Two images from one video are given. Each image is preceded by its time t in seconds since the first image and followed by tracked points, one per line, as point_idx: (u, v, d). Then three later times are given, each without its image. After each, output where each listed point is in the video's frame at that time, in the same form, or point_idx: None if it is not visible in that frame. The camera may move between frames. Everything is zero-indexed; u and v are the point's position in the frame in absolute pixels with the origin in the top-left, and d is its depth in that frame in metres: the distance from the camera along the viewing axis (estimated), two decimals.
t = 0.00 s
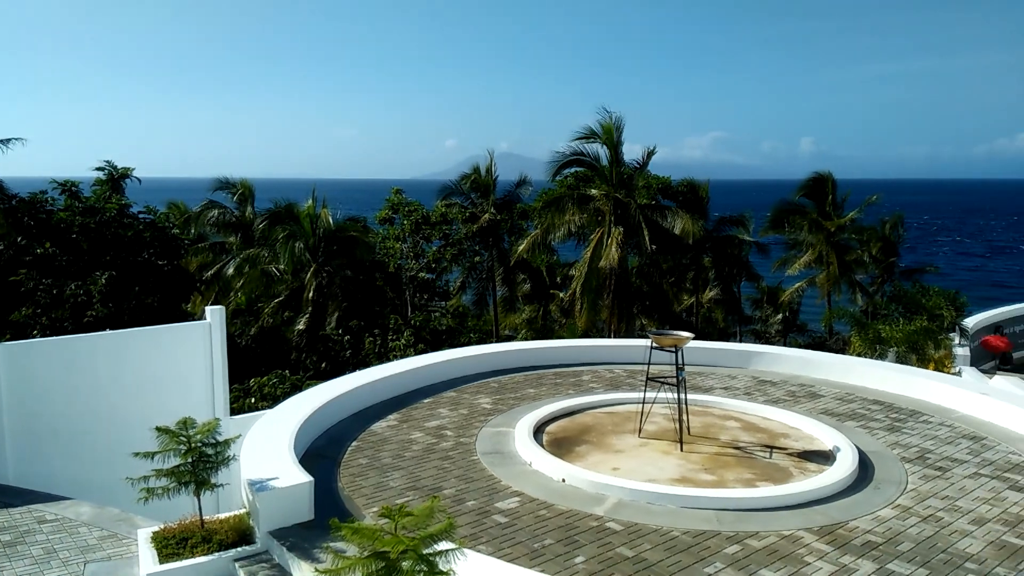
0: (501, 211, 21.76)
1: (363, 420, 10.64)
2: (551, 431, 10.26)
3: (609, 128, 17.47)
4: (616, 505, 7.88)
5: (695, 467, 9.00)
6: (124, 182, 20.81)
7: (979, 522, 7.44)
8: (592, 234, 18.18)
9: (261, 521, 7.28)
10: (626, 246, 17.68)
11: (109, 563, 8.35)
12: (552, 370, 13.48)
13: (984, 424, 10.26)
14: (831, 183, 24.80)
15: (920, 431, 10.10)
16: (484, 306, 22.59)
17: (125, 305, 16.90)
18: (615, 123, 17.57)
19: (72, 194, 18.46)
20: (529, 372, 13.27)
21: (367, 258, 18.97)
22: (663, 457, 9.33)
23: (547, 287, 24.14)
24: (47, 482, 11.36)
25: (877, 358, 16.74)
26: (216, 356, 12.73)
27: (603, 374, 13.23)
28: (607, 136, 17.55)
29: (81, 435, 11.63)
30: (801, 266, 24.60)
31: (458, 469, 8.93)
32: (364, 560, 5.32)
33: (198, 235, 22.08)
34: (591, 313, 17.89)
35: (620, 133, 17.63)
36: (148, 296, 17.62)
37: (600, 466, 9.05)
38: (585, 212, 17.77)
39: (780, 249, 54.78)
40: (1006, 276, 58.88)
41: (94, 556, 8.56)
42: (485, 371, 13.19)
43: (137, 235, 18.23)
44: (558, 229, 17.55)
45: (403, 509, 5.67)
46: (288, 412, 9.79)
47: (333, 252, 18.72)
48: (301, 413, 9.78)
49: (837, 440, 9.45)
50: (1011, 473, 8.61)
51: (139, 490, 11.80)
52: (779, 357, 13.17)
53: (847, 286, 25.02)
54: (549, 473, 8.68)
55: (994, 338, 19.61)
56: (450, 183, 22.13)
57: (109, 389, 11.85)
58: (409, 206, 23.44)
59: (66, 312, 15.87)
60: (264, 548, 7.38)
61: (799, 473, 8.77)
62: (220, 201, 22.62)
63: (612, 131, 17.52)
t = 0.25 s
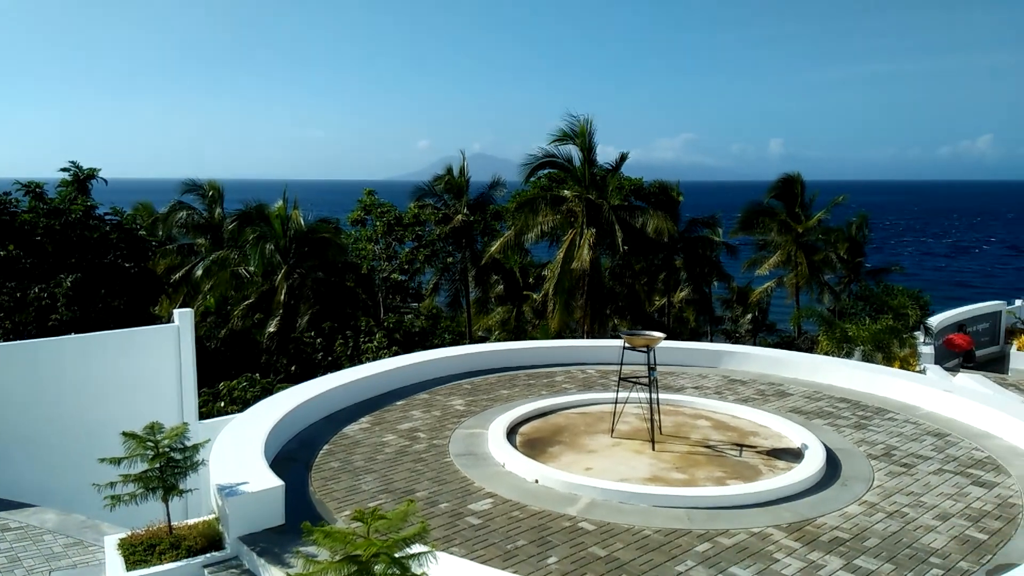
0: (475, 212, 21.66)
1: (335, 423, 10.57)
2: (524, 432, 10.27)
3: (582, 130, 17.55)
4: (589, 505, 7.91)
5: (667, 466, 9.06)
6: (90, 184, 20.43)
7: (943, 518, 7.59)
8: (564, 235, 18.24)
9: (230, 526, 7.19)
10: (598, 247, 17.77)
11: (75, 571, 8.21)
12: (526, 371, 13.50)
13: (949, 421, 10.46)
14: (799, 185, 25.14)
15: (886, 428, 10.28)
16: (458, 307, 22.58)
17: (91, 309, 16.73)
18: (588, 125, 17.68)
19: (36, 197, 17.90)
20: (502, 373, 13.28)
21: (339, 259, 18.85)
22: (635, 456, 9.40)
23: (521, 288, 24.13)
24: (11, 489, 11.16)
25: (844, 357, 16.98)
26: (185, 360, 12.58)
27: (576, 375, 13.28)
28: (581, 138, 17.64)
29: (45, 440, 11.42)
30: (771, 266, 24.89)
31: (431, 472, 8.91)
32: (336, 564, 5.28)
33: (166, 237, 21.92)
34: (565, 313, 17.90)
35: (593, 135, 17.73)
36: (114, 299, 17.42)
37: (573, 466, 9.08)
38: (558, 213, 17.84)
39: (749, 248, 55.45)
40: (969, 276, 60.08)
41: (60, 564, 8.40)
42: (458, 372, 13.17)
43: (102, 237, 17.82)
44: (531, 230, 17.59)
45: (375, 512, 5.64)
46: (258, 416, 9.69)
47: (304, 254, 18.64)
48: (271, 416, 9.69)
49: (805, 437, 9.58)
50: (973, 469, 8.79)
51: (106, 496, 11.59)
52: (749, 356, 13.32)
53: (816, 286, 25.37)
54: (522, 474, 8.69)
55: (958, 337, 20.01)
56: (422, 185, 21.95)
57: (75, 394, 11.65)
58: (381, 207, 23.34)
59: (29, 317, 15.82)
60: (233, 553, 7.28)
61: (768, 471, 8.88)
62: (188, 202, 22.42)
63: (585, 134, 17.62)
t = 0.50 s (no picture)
0: (453, 212, 21.64)
1: (313, 424, 10.51)
2: (504, 431, 10.28)
3: (560, 132, 17.66)
4: (569, 503, 7.94)
5: (646, 464, 9.12)
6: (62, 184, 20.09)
7: (917, 512, 7.72)
8: (543, 235, 18.27)
9: (208, 529, 7.11)
10: (576, 247, 17.84)
11: None
12: (505, 371, 13.51)
13: (922, 417, 10.63)
14: (774, 185, 25.36)
15: (861, 424, 10.43)
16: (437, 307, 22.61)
17: (64, 311, 16.55)
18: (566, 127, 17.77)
19: (8, 197, 17.58)
20: (482, 373, 13.29)
21: (317, 259, 18.86)
22: (615, 454, 9.45)
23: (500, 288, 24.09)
24: None
25: (819, 355, 17.19)
26: (160, 362, 12.45)
27: (555, 374, 13.31)
28: (559, 140, 17.72)
29: (18, 444, 11.23)
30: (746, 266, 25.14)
31: (411, 472, 8.89)
32: (316, 566, 5.26)
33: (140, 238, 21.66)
34: (543, 313, 17.95)
35: (570, 135, 17.81)
36: (87, 301, 17.21)
37: (553, 465, 9.10)
38: (537, 213, 17.89)
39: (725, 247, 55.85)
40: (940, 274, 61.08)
41: (34, 569, 8.27)
42: (437, 372, 13.15)
43: (75, 238, 17.52)
44: (510, 230, 17.62)
45: (355, 513, 5.62)
46: (235, 418, 9.60)
47: (281, 254, 18.48)
48: (249, 418, 9.61)
49: (782, 434, 9.68)
50: (946, 464, 8.94)
51: (80, 500, 11.42)
52: (726, 355, 13.43)
53: (790, 285, 25.66)
54: (502, 473, 8.69)
55: (929, 334, 20.35)
56: (402, 186, 21.85)
57: (48, 397, 11.47)
58: (359, 207, 23.23)
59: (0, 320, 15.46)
60: (211, 557, 7.19)
61: (746, 468, 8.97)
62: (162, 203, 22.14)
63: (563, 136, 17.71)
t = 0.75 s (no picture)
0: (431, 213, 21.57)
1: (290, 427, 10.43)
2: (483, 431, 10.28)
3: (539, 133, 17.68)
4: (548, 503, 7.95)
5: (624, 462, 9.17)
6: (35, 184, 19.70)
7: (891, 508, 7.82)
8: (522, 235, 18.28)
9: (183, 533, 7.03)
10: (555, 247, 17.89)
11: None
12: (484, 371, 13.50)
13: (895, 414, 10.78)
14: (749, 185, 25.68)
15: (835, 421, 10.56)
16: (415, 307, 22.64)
17: (36, 314, 16.30)
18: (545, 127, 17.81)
19: None
20: (461, 374, 13.27)
21: (293, 260, 18.69)
22: (593, 454, 9.48)
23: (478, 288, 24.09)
24: None
25: (794, 353, 17.38)
26: (133, 365, 12.29)
27: (534, 374, 13.33)
28: (538, 140, 17.75)
29: None
30: (723, 265, 25.36)
31: (389, 473, 8.86)
32: (293, 569, 5.23)
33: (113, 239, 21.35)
34: (521, 313, 17.95)
35: (549, 136, 17.85)
36: (59, 303, 16.94)
37: (532, 465, 9.12)
38: (516, 213, 17.91)
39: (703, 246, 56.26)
40: (913, 272, 61.97)
41: None
42: (415, 373, 13.11)
43: (47, 239, 17.23)
44: (488, 230, 17.64)
45: (332, 515, 5.59)
46: (211, 421, 9.51)
47: (257, 255, 18.31)
48: (225, 421, 9.52)
49: (758, 432, 9.78)
50: (919, 460, 9.08)
51: (52, 505, 11.25)
52: (703, 353, 13.54)
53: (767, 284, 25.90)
54: (480, 474, 8.69)
55: (902, 333, 20.65)
56: (380, 186, 21.81)
57: (19, 401, 11.28)
58: (337, 207, 23.11)
59: None
60: (186, 561, 7.12)
61: (722, 465, 9.04)
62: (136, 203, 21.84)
63: (542, 136, 17.76)
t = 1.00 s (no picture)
0: (409, 212, 21.48)
1: (268, 428, 10.36)
2: (463, 431, 10.27)
3: (518, 131, 17.69)
4: (528, 502, 7.97)
5: (603, 461, 9.20)
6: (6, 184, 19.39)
7: (866, 503, 7.93)
8: (501, 235, 18.28)
9: (159, 537, 6.95)
10: (534, 246, 17.93)
11: None
12: (464, 371, 13.49)
13: (869, 410, 10.93)
14: (725, 185, 25.98)
15: (811, 418, 10.68)
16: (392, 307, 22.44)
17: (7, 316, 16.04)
18: (524, 126, 17.83)
19: None
20: (440, 373, 13.26)
21: (270, 260, 18.41)
22: (573, 452, 9.51)
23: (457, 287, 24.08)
24: None
25: (770, 351, 17.56)
26: (108, 367, 12.13)
27: (514, 373, 13.35)
28: (516, 139, 17.75)
29: None
30: (700, 264, 25.55)
31: (369, 474, 8.82)
32: (272, 572, 5.19)
33: (87, 239, 21.05)
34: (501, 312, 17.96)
35: (528, 135, 17.87)
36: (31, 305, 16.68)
37: (511, 464, 9.13)
38: (495, 212, 17.92)
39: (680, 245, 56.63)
40: (886, 270, 62.81)
41: None
42: (394, 373, 13.07)
43: (19, 239, 16.93)
44: (467, 229, 17.62)
45: (311, 517, 5.55)
46: (188, 423, 9.41)
47: (234, 255, 18.12)
48: (201, 423, 9.43)
49: (735, 429, 9.86)
50: (893, 455, 9.21)
51: (26, 510, 11.08)
52: (681, 351, 13.63)
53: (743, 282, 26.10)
54: (460, 473, 8.68)
55: (876, 330, 20.93)
56: (358, 184, 21.72)
57: None
58: (314, 207, 22.97)
59: None
60: (163, 565, 7.05)
61: (701, 462, 9.11)
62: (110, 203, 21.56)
63: (520, 135, 17.75)
